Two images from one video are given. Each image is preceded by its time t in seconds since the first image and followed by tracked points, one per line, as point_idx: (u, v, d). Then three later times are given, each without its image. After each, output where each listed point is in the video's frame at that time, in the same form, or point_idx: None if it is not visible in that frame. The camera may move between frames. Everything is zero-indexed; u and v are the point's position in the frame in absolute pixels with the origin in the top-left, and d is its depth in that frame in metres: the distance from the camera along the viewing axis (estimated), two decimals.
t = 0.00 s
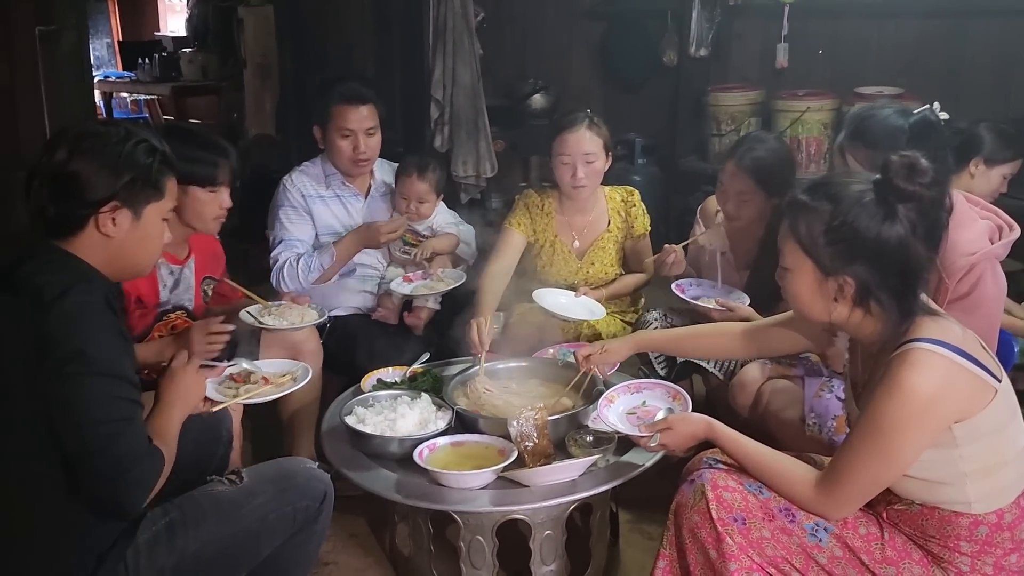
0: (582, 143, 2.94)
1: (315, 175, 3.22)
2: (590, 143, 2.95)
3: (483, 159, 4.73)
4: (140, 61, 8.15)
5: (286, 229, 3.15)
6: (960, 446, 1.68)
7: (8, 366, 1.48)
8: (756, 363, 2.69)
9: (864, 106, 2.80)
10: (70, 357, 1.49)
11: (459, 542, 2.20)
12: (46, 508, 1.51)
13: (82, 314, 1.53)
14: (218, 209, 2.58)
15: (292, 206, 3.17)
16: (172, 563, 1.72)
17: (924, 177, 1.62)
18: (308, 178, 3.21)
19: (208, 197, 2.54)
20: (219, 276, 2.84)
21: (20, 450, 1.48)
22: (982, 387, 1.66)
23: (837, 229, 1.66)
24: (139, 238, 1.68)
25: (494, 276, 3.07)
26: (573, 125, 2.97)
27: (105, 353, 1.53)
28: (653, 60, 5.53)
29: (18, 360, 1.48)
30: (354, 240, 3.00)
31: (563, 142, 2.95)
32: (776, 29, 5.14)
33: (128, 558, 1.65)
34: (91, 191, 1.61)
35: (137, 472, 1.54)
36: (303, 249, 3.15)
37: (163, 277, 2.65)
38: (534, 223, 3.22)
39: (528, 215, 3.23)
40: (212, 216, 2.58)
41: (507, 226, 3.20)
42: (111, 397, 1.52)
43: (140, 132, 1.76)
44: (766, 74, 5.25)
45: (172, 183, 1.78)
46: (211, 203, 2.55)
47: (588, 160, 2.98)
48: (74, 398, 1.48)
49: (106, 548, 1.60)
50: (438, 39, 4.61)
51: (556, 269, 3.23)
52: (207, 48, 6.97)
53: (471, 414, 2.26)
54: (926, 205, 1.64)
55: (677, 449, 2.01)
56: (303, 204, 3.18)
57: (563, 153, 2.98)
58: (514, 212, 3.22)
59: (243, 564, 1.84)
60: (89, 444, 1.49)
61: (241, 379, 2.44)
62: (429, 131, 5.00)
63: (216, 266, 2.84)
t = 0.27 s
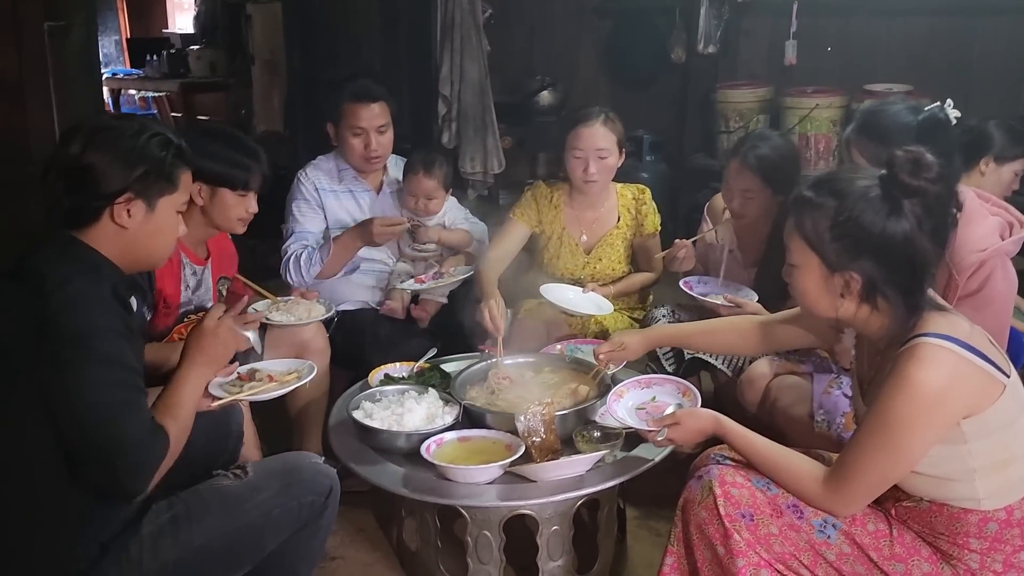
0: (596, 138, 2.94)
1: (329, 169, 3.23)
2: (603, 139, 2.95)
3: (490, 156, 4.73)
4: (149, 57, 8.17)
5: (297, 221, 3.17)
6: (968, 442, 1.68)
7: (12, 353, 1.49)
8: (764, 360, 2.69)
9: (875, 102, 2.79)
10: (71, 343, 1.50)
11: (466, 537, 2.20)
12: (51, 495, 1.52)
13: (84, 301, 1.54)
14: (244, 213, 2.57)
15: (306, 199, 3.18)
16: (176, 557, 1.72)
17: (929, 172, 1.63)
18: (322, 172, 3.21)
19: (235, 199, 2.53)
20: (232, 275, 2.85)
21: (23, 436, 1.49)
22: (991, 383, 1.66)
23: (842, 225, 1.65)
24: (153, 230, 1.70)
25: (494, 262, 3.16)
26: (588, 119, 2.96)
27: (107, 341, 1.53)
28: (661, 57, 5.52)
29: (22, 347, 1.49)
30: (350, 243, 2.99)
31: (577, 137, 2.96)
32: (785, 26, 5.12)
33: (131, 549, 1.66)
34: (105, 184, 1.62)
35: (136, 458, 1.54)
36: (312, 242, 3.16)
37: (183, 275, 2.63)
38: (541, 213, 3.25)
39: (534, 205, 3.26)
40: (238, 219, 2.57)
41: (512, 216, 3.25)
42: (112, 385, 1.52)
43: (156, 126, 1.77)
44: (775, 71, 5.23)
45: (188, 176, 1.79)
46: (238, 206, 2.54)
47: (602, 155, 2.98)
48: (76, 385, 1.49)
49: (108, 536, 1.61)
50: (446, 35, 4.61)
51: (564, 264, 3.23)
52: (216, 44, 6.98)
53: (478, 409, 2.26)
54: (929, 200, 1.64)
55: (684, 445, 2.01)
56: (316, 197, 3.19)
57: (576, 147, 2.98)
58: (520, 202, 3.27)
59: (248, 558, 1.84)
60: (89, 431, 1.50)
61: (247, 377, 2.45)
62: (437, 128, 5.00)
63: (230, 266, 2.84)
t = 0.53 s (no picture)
0: (604, 137, 2.94)
1: (338, 169, 3.22)
2: (611, 139, 2.95)
3: (496, 156, 4.74)
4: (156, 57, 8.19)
5: (308, 220, 3.17)
6: (977, 443, 1.67)
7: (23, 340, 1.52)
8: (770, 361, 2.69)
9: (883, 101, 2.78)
10: (74, 335, 1.50)
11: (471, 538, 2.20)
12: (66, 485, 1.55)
13: (92, 294, 1.54)
14: (259, 219, 2.58)
15: (315, 198, 3.18)
16: (180, 555, 1.71)
17: (935, 171, 1.63)
18: (331, 171, 3.21)
19: (252, 204, 2.54)
20: (240, 279, 2.84)
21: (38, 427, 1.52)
22: (999, 383, 1.65)
23: (848, 225, 1.64)
24: (171, 228, 1.70)
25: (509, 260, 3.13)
26: (596, 119, 2.95)
27: (111, 334, 1.53)
28: (667, 56, 5.51)
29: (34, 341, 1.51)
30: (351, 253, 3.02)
31: (585, 136, 2.95)
32: (792, 24, 5.10)
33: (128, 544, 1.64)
34: (125, 181, 1.62)
35: (142, 448, 1.52)
36: (322, 241, 3.16)
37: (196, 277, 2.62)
38: (547, 211, 3.24)
39: (541, 203, 3.25)
40: (252, 224, 2.57)
41: (519, 215, 3.26)
42: (116, 377, 1.51)
43: (175, 127, 1.78)
44: (781, 70, 5.21)
45: (206, 178, 1.80)
46: (253, 211, 2.55)
47: (609, 155, 2.98)
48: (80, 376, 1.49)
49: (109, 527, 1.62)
50: (452, 35, 4.60)
51: (570, 263, 3.22)
52: (222, 44, 7.00)
53: (484, 409, 2.26)
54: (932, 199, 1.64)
55: (691, 445, 2.00)
56: (326, 195, 3.19)
57: (584, 147, 2.98)
58: (527, 201, 3.26)
59: (251, 557, 1.83)
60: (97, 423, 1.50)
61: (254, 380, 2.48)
62: (443, 127, 5.00)
63: (238, 269, 2.82)
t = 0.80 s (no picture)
0: (610, 137, 2.92)
1: (342, 169, 3.21)
2: (617, 139, 2.93)
3: (501, 156, 4.74)
4: (161, 58, 8.20)
5: (311, 219, 3.16)
6: (990, 446, 1.65)
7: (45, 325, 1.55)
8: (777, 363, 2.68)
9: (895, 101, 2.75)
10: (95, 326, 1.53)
11: (478, 541, 2.19)
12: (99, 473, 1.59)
13: (111, 291, 1.56)
14: (268, 219, 2.57)
15: (320, 198, 3.18)
16: (176, 552, 1.69)
17: (944, 170, 1.58)
18: (336, 172, 3.20)
19: (261, 204, 2.53)
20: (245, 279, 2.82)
21: (68, 420, 1.55)
22: (1013, 385, 1.63)
23: (858, 226, 1.63)
24: (187, 229, 1.70)
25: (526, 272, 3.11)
26: (601, 119, 2.94)
27: (145, 327, 1.57)
28: (672, 56, 5.49)
29: (61, 335, 1.54)
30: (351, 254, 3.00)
31: (592, 135, 2.94)
32: (798, 23, 5.08)
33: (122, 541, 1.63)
34: (141, 181, 1.63)
35: (188, 433, 1.58)
36: (325, 240, 3.15)
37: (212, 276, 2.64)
38: (557, 212, 3.21)
39: (550, 204, 3.23)
40: (261, 223, 2.57)
41: (533, 219, 3.22)
42: (152, 367, 1.55)
43: (190, 129, 1.79)
44: (788, 69, 5.19)
45: (220, 180, 1.80)
46: (262, 212, 2.54)
47: (616, 155, 2.96)
48: (118, 367, 1.53)
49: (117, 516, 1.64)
50: (457, 35, 4.59)
51: (577, 263, 3.19)
52: (226, 45, 7.00)
53: (491, 412, 2.25)
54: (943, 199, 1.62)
55: (699, 449, 1.98)
56: (331, 195, 3.19)
57: (590, 147, 2.96)
58: (537, 204, 3.23)
59: (247, 554, 1.83)
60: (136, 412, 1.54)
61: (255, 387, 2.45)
62: (448, 127, 4.99)
63: (243, 269, 2.81)
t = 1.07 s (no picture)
0: (613, 136, 2.92)
1: (345, 171, 3.22)
2: (620, 137, 2.93)
3: (504, 157, 4.74)
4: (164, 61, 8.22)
5: (312, 222, 3.16)
6: (998, 447, 1.65)
7: (66, 326, 1.55)
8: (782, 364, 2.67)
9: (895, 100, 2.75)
10: (120, 330, 1.54)
11: (483, 543, 2.19)
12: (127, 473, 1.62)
13: (136, 300, 1.57)
14: (278, 227, 2.59)
15: (323, 201, 3.18)
16: (176, 555, 1.69)
17: (952, 170, 1.62)
18: (339, 174, 3.22)
19: (271, 211, 2.55)
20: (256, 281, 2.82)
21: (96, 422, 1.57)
22: (1021, 387, 1.62)
23: (864, 227, 1.62)
24: (199, 234, 1.71)
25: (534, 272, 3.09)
26: (604, 117, 2.94)
27: (175, 327, 1.60)
28: (675, 56, 5.48)
29: (85, 339, 1.55)
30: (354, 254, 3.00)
31: (594, 134, 2.93)
32: (801, 22, 5.07)
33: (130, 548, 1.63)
34: (153, 187, 1.63)
35: (227, 428, 1.63)
36: (328, 243, 3.15)
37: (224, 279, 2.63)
38: (560, 215, 3.20)
39: (554, 208, 3.21)
40: (271, 231, 2.59)
41: (537, 222, 3.21)
42: (182, 367, 1.58)
43: (199, 134, 1.79)
44: (791, 69, 5.18)
45: (230, 185, 1.81)
46: (272, 219, 2.56)
47: (619, 153, 2.96)
48: (149, 369, 1.55)
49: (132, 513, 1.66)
50: (459, 36, 4.59)
51: (581, 263, 3.20)
52: (229, 47, 7.02)
53: (496, 413, 2.26)
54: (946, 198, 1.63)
55: (704, 451, 1.98)
56: (333, 198, 3.19)
57: (593, 146, 2.96)
58: (540, 207, 3.22)
59: (249, 557, 1.82)
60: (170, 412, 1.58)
61: (260, 390, 2.47)
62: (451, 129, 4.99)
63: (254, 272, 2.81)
